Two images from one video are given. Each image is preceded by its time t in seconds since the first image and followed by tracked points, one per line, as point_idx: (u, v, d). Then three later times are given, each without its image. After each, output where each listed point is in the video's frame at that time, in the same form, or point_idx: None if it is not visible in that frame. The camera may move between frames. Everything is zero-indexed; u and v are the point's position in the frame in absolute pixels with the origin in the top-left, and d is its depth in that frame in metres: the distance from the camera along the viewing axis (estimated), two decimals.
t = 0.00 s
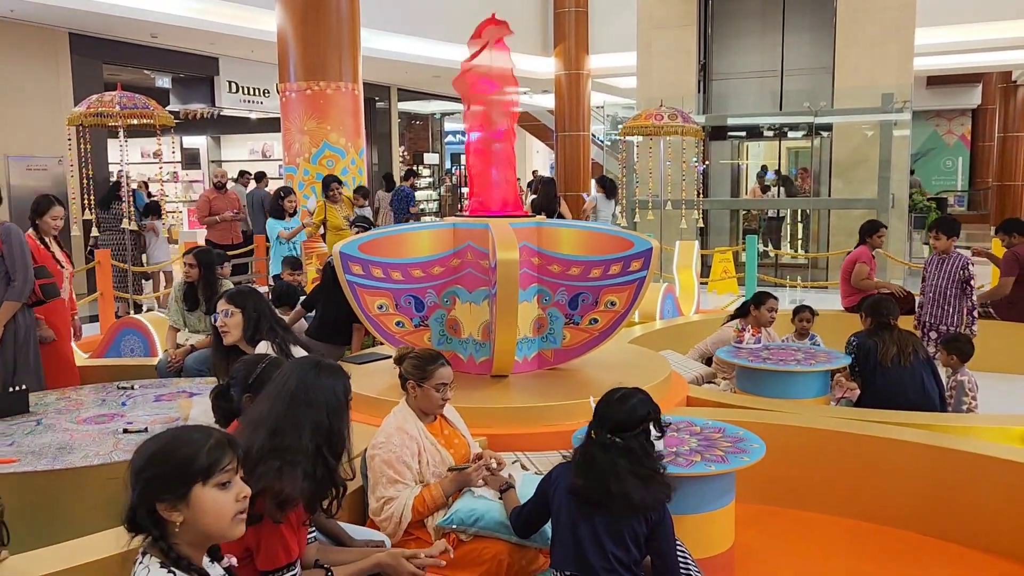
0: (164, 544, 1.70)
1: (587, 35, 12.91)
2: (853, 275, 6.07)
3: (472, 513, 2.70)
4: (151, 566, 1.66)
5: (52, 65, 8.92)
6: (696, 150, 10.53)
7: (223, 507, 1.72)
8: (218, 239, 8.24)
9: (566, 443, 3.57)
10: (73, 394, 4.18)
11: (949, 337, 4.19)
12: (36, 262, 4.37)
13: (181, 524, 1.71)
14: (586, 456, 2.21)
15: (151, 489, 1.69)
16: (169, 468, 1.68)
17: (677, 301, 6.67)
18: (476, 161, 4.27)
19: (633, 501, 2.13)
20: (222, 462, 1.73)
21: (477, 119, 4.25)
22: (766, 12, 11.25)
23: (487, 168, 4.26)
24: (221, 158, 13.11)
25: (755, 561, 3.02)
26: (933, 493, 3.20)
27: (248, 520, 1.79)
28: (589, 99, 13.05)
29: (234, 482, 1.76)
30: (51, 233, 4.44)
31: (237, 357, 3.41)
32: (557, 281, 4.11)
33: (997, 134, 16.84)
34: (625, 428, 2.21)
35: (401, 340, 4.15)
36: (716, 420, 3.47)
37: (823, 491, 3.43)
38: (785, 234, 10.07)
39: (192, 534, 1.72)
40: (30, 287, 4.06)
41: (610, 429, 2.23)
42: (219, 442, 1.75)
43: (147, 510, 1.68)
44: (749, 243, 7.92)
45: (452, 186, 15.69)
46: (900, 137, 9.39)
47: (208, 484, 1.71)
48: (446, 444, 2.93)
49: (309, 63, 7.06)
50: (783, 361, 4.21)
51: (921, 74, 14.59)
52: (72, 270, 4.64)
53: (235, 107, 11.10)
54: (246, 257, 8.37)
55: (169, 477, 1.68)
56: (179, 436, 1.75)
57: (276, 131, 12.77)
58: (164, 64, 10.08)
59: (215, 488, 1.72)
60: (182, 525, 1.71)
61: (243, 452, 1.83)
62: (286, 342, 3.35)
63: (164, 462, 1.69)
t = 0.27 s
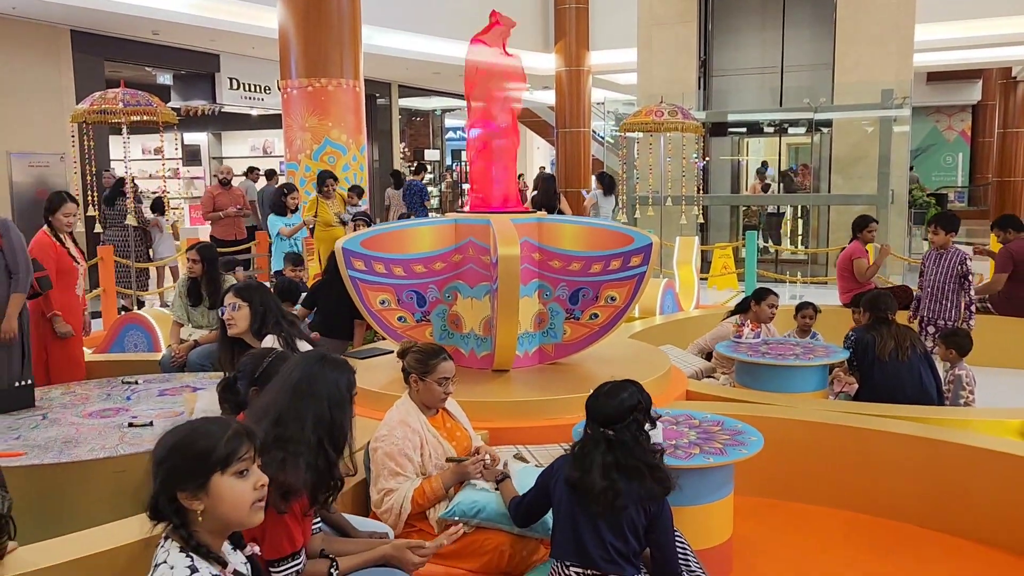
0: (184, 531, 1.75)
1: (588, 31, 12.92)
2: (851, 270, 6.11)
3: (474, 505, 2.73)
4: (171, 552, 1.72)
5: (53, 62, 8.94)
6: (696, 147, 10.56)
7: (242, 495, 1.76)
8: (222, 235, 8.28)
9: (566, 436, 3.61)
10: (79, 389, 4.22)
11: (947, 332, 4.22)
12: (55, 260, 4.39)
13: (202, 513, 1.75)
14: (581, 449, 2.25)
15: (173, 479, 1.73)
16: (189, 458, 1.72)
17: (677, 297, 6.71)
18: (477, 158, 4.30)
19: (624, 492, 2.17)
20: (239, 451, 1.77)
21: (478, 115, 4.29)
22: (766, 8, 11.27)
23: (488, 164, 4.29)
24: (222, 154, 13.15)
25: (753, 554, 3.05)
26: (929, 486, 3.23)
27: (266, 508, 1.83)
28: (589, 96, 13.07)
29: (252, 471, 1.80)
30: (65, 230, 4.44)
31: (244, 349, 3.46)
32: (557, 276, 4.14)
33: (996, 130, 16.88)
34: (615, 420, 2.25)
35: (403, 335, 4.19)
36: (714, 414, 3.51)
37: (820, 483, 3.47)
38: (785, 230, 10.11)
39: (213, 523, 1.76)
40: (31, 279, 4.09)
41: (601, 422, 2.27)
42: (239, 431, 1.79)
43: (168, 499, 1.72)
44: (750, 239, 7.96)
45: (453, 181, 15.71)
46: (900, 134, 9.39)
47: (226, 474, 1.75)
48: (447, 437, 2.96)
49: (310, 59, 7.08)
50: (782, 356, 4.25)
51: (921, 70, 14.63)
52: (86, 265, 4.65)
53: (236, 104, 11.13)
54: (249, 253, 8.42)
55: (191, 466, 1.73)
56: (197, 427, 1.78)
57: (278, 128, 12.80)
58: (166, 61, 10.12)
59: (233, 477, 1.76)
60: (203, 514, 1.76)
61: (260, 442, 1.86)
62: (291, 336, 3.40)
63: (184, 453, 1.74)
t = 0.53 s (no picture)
0: (233, 511, 1.80)
1: (593, 25, 12.92)
2: (853, 265, 6.14)
3: (478, 495, 2.78)
4: (222, 526, 1.77)
5: (60, 56, 8.99)
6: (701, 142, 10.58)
7: (283, 473, 1.81)
8: (228, 228, 8.33)
9: (570, 428, 3.66)
10: (89, 379, 4.27)
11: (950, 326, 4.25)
12: (77, 256, 4.40)
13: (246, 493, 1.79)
14: (583, 438, 2.30)
15: (219, 462, 1.78)
16: (231, 441, 1.77)
17: (680, 291, 6.74)
18: (482, 153, 4.34)
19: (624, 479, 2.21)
20: (277, 432, 1.82)
21: (483, 109, 4.32)
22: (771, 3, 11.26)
23: (493, 159, 4.33)
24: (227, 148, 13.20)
25: (755, 544, 3.09)
26: (929, 478, 3.27)
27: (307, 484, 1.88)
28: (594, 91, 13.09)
29: (291, 450, 1.85)
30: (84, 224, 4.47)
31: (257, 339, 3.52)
32: (562, 270, 4.18)
33: (1002, 125, 16.83)
34: (614, 408, 2.29)
35: (409, 327, 4.24)
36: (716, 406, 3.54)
37: (821, 475, 3.51)
38: (789, 225, 10.14)
39: (260, 501, 1.82)
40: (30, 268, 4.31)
41: (599, 411, 2.31)
42: (276, 413, 1.83)
43: (215, 480, 1.77)
44: (753, 233, 7.99)
45: (457, 176, 15.75)
46: (905, 128, 9.42)
47: (268, 453, 1.80)
48: (452, 428, 3.00)
49: (316, 54, 7.12)
50: (784, 349, 4.28)
51: (927, 66, 14.60)
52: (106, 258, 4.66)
53: (242, 98, 11.18)
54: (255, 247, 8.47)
55: (233, 449, 1.77)
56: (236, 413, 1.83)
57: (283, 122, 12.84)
58: (172, 56, 10.17)
59: (274, 457, 1.81)
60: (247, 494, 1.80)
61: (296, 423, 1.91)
62: (306, 328, 3.42)
63: (226, 437, 1.78)
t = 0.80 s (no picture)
0: (285, 488, 1.80)
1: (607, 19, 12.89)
2: (864, 261, 6.13)
3: (492, 483, 2.82)
4: (274, 499, 1.77)
5: (79, 49, 9.09)
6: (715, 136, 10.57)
7: (332, 453, 1.82)
8: (244, 220, 8.39)
9: (581, 419, 3.70)
10: (110, 368, 4.35)
11: (964, 321, 4.25)
12: (103, 247, 4.46)
13: (298, 472, 1.80)
14: (596, 428, 2.33)
15: (270, 441, 1.80)
16: (282, 420, 1.79)
17: (693, 284, 6.75)
18: (497, 148, 4.38)
19: (637, 469, 2.25)
20: (326, 413, 1.83)
21: (497, 102, 4.35)
22: None
23: (507, 154, 4.37)
24: (243, 141, 13.29)
25: (764, 535, 3.10)
26: (938, 471, 3.29)
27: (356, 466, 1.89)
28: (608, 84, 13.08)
29: (341, 431, 1.86)
30: (112, 215, 4.50)
31: (279, 326, 3.55)
32: (575, 262, 4.21)
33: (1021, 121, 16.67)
34: (625, 397, 2.32)
35: (423, 318, 4.29)
36: (727, 398, 3.57)
37: (831, 468, 3.53)
38: (804, 220, 10.12)
39: (311, 480, 1.82)
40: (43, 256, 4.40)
41: (611, 400, 2.35)
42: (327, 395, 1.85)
43: (268, 458, 1.78)
44: (767, 228, 7.99)
45: (471, 169, 15.80)
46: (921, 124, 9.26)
47: (317, 433, 1.81)
48: (466, 417, 3.05)
49: (332, 47, 7.16)
50: (796, 343, 4.30)
51: (944, 60, 14.47)
52: (135, 247, 4.69)
53: (257, 90, 11.24)
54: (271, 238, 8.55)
55: (284, 428, 1.79)
56: (288, 394, 1.85)
57: (298, 115, 12.91)
58: (188, 49, 10.24)
59: (324, 437, 1.82)
60: (300, 473, 1.81)
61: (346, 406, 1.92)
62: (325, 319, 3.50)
63: (277, 417, 1.80)
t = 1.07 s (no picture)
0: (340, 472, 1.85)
1: (633, 13, 12.84)
2: (890, 258, 6.08)
3: (517, 473, 2.85)
4: (327, 480, 1.80)
5: (110, 43, 9.23)
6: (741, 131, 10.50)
7: (383, 439, 1.86)
8: (270, 212, 8.48)
9: (605, 412, 3.72)
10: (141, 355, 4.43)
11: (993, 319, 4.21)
12: (139, 238, 4.51)
13: (351, 457, 1.85)
14: (620, 420, 2.35)
15: (325, 428, 1.85)
16: (337, 407, 1.84)
17: (718, 280, 6.73)
18: (521, 142, 4.40)
19: (661, 461, 2.27)
20: (378, 400, 1.87)
21: (522, 97, 4.37)
22: None
23: (532, 148, 4.38)
24: (269, 134, 13.41)
25: (788, 529, 3.11)
26: (964, 469, 3.27)
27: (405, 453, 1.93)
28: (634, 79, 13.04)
29: (392, 419, 1.90)
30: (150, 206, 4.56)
31: (309, 316, 3.61)
32: (599, 256, 4.22)
33: None
34: (650, 389, 2.34)
35: (447, 310, 4.33)
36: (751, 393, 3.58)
37: (856, 464, 3.52)
38: (830, 216, 10.04)
39: (364, 464, 1.86)
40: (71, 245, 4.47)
41: (636, 392, 2.37)
42: (379, 383, 1.90)
43: (324, 442, 1.84)
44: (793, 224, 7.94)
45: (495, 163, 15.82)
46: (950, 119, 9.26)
47: (369, 419, 1.86)
48: (491, 409, 3.08)
49: (358, 41, 7.22)
50: (821, 339, 4.28)
51: (975, 55, 14.26)
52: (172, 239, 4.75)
53: (284, 84, 11.35)
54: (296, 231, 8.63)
55: (338, 414, 1.84)
56: (342, 383, 1.90)
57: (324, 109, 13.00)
58: (217, 43, 10.36)
59: (376, 423, 1.87)
60: (353, 458, 1.86)
61: (400, 395, 1.96)
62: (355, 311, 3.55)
63: (331, 404, 1.85)
